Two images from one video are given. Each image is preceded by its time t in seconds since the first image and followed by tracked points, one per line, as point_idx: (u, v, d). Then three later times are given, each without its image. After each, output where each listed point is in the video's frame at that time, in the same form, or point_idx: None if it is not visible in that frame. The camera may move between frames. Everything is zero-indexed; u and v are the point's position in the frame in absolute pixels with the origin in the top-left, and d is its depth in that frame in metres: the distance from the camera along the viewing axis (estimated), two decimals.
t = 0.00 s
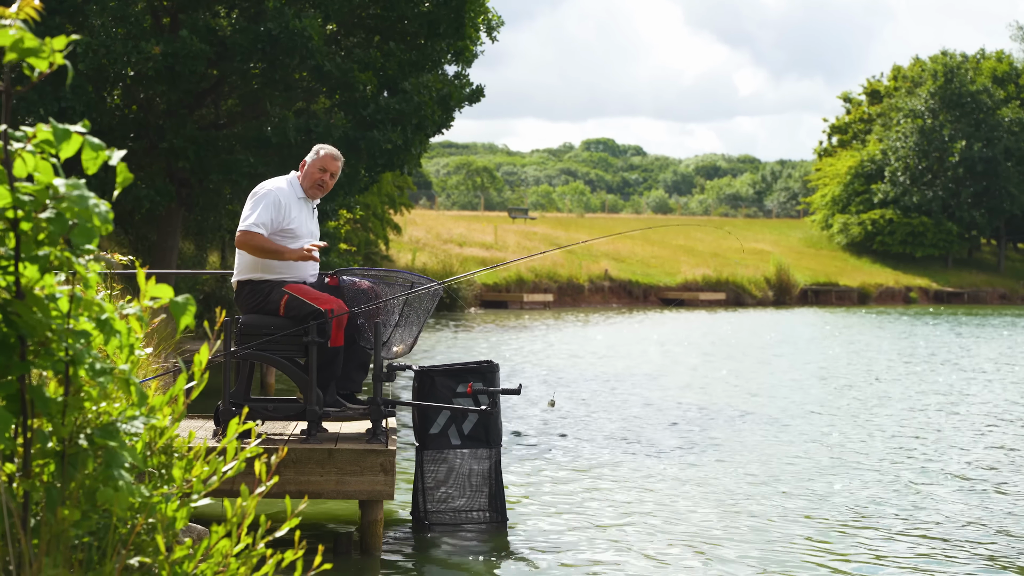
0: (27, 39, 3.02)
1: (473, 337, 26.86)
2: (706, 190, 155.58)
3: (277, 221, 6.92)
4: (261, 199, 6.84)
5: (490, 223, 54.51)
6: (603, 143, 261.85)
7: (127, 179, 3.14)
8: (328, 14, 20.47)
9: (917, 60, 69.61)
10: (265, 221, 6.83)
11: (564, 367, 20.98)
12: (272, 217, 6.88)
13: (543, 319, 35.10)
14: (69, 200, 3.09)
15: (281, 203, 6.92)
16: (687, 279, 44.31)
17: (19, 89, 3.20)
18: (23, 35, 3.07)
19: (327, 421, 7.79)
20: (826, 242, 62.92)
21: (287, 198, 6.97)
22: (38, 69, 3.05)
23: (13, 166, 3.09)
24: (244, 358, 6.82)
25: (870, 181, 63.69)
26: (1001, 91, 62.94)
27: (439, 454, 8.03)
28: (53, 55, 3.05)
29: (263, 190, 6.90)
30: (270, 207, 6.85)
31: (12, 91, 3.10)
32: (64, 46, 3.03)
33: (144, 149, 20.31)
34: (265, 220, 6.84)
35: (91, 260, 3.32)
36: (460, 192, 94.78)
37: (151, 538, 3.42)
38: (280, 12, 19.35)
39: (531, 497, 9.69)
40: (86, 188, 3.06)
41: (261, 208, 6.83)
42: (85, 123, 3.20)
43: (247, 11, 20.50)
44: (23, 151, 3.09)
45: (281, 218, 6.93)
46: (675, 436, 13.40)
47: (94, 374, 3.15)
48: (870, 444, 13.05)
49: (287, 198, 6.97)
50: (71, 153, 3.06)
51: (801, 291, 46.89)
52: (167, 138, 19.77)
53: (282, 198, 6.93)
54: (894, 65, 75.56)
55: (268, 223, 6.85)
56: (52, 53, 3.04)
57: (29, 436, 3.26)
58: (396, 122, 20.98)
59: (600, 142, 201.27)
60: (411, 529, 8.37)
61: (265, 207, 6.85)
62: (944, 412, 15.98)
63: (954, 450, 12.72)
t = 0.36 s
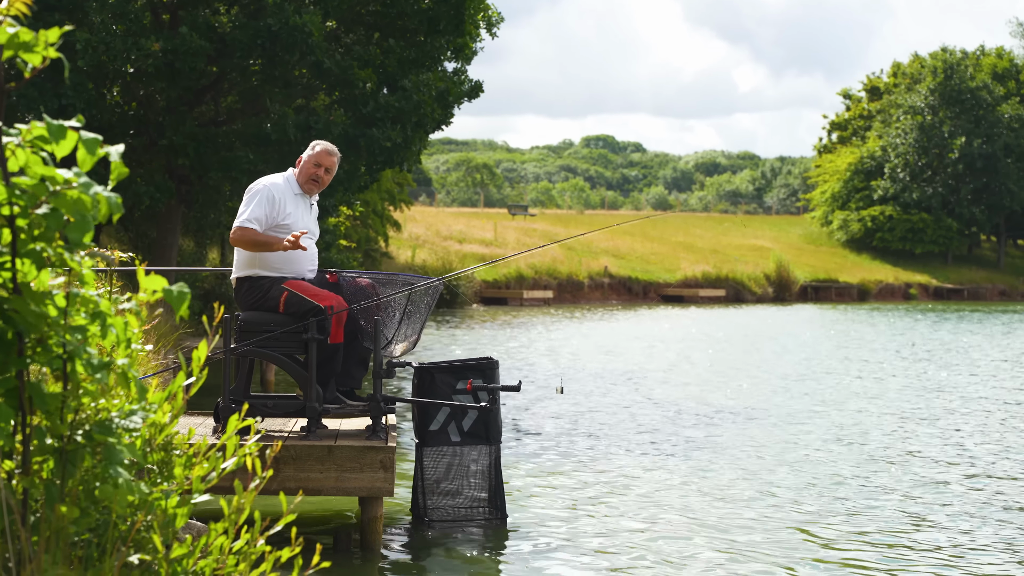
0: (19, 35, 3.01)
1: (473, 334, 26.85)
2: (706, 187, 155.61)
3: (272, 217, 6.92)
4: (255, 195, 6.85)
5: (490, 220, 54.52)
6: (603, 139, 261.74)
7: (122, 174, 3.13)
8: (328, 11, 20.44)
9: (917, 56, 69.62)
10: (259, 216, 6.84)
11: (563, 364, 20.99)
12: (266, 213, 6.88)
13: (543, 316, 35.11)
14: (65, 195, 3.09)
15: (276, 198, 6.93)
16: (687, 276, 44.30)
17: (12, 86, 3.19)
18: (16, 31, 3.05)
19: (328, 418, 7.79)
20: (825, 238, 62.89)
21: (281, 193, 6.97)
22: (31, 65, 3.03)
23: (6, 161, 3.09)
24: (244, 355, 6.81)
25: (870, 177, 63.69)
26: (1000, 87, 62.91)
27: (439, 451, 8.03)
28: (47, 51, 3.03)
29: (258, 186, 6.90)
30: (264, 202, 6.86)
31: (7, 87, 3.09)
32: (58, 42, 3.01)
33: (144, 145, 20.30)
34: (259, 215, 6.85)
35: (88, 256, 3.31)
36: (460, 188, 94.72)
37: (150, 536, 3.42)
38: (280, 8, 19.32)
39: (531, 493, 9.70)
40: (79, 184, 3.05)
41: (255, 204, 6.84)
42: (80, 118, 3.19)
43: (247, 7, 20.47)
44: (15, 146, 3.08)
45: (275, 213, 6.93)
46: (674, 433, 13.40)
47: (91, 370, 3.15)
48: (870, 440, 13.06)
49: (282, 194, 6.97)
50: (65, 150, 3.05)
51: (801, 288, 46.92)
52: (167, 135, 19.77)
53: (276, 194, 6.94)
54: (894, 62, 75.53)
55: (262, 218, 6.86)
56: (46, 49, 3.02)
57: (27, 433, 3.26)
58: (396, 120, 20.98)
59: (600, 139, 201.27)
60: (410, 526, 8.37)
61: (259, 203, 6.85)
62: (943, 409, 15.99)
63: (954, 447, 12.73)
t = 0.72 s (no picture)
0: (22, 33, 3.00)
1: (473, 331, 26.86)
2: (706, 184, 155.52)
3: (272, 216, 6.91)
4: (253, 195, 6.84)
5: (490, 218, 54.48)
6: (603, 136, 261.78)
7: (123, 173, 3.13)
8: (328, 9, 20.43)
9: (918, 54, 69.60)
10: (260, 217, 6.84)
11: (562, 361, 21.03)
12: (266, 212, 6.87)
13: (543, 313, 35.11)
14: (65, 195, 3.08)
15: (275, 197, 6.91)
16: (687, 274, 44.28)
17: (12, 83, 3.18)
18: (18, 28, 3.04)
19: (327, 416, 7.79)
20: (826, 236, 62.91)
21: (279, 191, 6.95)
22: (33, 64, 3.02)
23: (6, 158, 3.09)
24: (244, 353, 6.81)
25: (870, 175, 63.69)
26: (1001, 85, 62.82)
27: (438, 449, 8.04)
28: (50, 50, 3.03)
29: (254, 185, 6.88)
30: (261, 202, 6.84)
31: (8, 85, 3.08)
32: (60, 40, 3.00)
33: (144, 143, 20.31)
34: (258, 216, 6.84)
35: (88, 254, 3.31)
36: (460, 185, 94.67)
37: (151, 533, 3.42)
38: (281, 6, 19.31)
39: (530, 490, 9.72)
40: (79, 184, 3.05)
41: (254, 205, 6.82)
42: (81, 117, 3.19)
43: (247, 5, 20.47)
44: (15, 140, 3.08)
45: (275, 212, 6.91)
46: (672, 430, 13.42)
47: (90, 369, 3.14)
48: (869, 438, 13.07)
49: (280, 192, 6.95)
50: (66, 148, 3.05)
51: (801, 285, 46.94)
52: (167, 132, 19.75)
53: (274, 191, 6.91)
54: (894, 59, 75.51)
55: (262, 219, 6.85)
56: (48, 49, 3.02)
57: (27, 431, 3.26)
58: (396, 117, 20.99)
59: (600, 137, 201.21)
60: (410, 524, 8.37)
61: (258, 203, 6.84)
62: (943, 406, 16.00)
63: (952, 445, 12.75)
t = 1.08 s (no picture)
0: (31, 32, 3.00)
1: (472, 331, 26.86)
2: (705, 184, 155.50)
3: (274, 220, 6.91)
4: (256, 200, 6.81)
5: (490, 218, 54.48)
6: (601, 135, 261.82)
7: (127, 174, 3.13)
8: (328, 9, 20.41)
9: (917, 53, 69.59)
10: (263, 223, 6.84)
11: (561, 360, 21.04)
12: (269, 217, 6.87)
13: (542, 313, 35.12)
14: (69, 194, 3.08)
15: (275, 201, 6.90)
16: (686, 273, 44.27)
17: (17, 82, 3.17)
18: (25, 30, 3.04)
19: (328, 416, 7.79)
20: (825, 235, 62.93)
21: (280, 195, 6.94)
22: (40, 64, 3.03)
23: (9, 159, 3.09)
24: (244, 353, 6.80)
25: (870, 174, 63.71)
26: (1000, 85, 62.82)
27: (439, 448, 8.03)
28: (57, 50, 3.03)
29: (255, 189, 6.86)
30: (262, 207, 6.83)
31: (13, 85, 3.08)
32: (67, 40, 3.01)
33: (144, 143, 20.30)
34: (260, 221, 6.84)
35: (90, 253, 3.30)
36: (460, 185, 94.70)
37: (151, 533, 3.41)
38: (281, 6, 19.29)
39: (529, 490, 9.73)
40: (85, 184, 3.05)
41: (254, 210, 6.82)
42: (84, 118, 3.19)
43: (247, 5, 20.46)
44: (18, 144, 3.07)
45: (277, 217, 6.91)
46: (672, 429, 13.42)
47: (92, 368, 3.15)
48: (869, 437, 13.07)
49: (282, 195, 6.95)
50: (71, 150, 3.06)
51: (800, 285, 46.92)
52: (167, 132, 19.74)
53: (275, 195, 6.90)
54: (894, 58, 75.50)
55: (263, 224, 6.85)
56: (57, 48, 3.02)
57: (28, 431, 3.26)
58: (395, 117, 20.99)
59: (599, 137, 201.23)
60: (410, 524, 8.36)
61: (262, 207, 6.83)
62: (943, 406, 16.01)
63: (952, 444, 12.75)
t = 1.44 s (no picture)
0: (34, 39, 3.01)
1: (472, 335, 26.88)
2: (704, 188, 155.60)
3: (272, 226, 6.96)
4: (256, 207, 6.87)
5: (489, 222, 54.52)
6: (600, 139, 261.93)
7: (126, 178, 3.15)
8: (327, 13, 20.37)
9: (916, 58, 69.63)
10: (263, 230, 6.89)
11: (559, 364, 21.05)
12: (269, 224, 6.93)
13: (541, 317, 35.14)
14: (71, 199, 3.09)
15: (272, 208, 6.94)
16: (685, 277, 44.28)
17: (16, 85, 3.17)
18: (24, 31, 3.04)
19: (327, 420, 7.79)
20: (824, 240, 62.97)
21: (278, 201, 6.97)
22: (40, 67, 3.03)
23: (8, 164, 3.10)
24: (242, 357, 6.81)
25: (868, 179, 63.78)
26: (998, 90, 62.90)
27: (437, 452, 8.03)
28: (59, 53, 3.04)
29: (252, 196, 6.91)
30: (259, 213, 6.88)
31: (13, 88, 3.07)
32: (71, 41, 3.01)
33: (144, 147, 20.32)
34: (257, 227, 6.89)
35: (89, 258, 3.31)
36: (458, 189, 94.66)
37: (148, 538, 3.40)
38: (280, 10, 19.29)
39: (527, 494, 9.73)
40: (86, 189, 3.06)
41: (252, 217, 6.86)
42: (83, 121, 3.20)
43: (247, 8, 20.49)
44: (18, 149, 3.08)
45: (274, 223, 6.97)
46: (670, 434, 13.44)
47: (92, 370, 3.16)
48: (867, 442, 13.08)
49: (279, 201, 6.99)
50: (70, 154, 3.06)
51: (799, 289, 46.92)
52: (166, 136, 19.75)
53: (272, 202, 6.94)
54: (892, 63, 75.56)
55: (260, 231, 6.89)
56: (58, 50, 3.03)
57: (27, 434, 3.25)
58: (394, 121, 21.00)
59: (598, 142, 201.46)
60: (409, 529, 8.36)
61: (258, 215, 6.88)
62: (942, 411, 16.00)
63: (951, 448, 12.75)
